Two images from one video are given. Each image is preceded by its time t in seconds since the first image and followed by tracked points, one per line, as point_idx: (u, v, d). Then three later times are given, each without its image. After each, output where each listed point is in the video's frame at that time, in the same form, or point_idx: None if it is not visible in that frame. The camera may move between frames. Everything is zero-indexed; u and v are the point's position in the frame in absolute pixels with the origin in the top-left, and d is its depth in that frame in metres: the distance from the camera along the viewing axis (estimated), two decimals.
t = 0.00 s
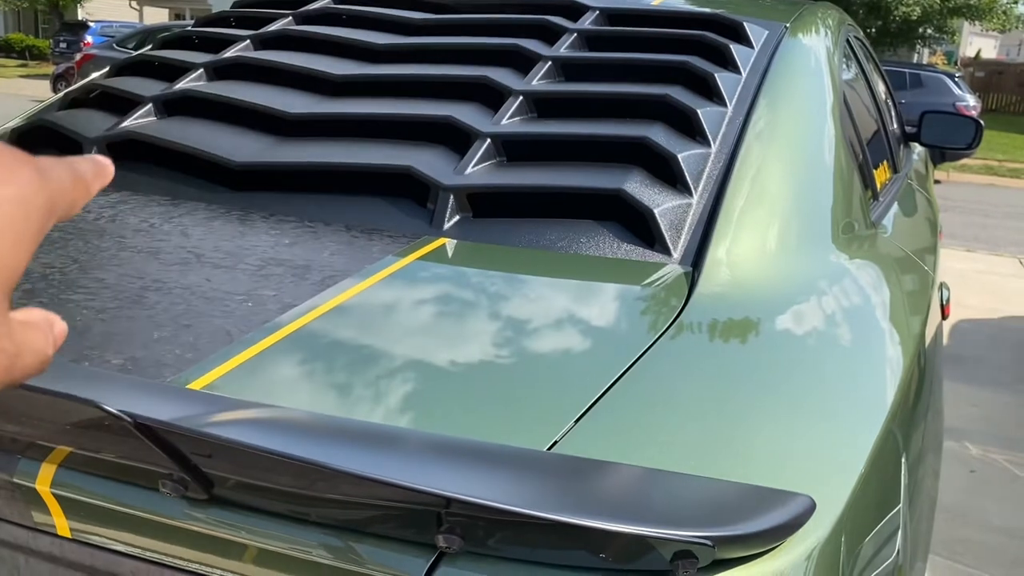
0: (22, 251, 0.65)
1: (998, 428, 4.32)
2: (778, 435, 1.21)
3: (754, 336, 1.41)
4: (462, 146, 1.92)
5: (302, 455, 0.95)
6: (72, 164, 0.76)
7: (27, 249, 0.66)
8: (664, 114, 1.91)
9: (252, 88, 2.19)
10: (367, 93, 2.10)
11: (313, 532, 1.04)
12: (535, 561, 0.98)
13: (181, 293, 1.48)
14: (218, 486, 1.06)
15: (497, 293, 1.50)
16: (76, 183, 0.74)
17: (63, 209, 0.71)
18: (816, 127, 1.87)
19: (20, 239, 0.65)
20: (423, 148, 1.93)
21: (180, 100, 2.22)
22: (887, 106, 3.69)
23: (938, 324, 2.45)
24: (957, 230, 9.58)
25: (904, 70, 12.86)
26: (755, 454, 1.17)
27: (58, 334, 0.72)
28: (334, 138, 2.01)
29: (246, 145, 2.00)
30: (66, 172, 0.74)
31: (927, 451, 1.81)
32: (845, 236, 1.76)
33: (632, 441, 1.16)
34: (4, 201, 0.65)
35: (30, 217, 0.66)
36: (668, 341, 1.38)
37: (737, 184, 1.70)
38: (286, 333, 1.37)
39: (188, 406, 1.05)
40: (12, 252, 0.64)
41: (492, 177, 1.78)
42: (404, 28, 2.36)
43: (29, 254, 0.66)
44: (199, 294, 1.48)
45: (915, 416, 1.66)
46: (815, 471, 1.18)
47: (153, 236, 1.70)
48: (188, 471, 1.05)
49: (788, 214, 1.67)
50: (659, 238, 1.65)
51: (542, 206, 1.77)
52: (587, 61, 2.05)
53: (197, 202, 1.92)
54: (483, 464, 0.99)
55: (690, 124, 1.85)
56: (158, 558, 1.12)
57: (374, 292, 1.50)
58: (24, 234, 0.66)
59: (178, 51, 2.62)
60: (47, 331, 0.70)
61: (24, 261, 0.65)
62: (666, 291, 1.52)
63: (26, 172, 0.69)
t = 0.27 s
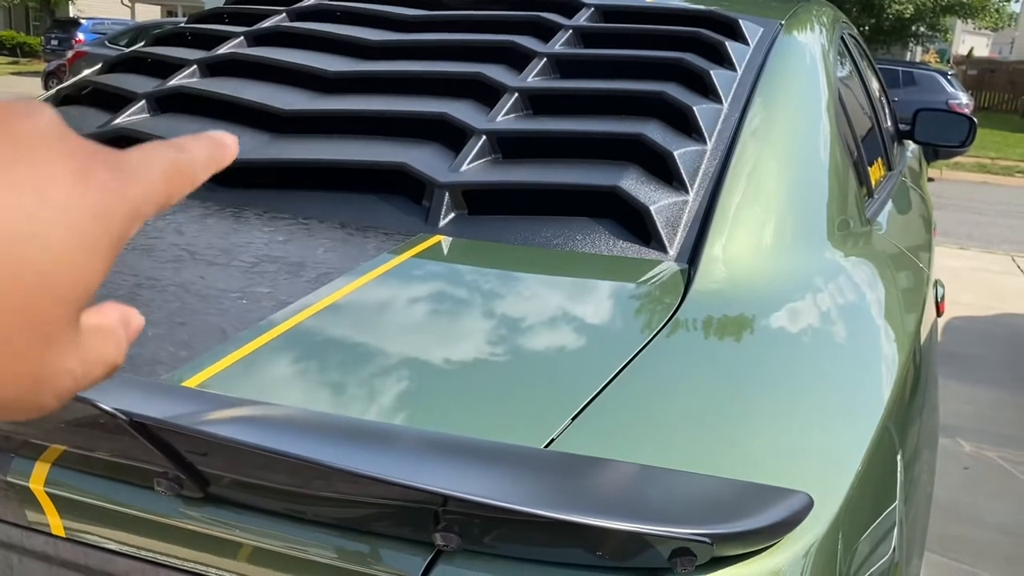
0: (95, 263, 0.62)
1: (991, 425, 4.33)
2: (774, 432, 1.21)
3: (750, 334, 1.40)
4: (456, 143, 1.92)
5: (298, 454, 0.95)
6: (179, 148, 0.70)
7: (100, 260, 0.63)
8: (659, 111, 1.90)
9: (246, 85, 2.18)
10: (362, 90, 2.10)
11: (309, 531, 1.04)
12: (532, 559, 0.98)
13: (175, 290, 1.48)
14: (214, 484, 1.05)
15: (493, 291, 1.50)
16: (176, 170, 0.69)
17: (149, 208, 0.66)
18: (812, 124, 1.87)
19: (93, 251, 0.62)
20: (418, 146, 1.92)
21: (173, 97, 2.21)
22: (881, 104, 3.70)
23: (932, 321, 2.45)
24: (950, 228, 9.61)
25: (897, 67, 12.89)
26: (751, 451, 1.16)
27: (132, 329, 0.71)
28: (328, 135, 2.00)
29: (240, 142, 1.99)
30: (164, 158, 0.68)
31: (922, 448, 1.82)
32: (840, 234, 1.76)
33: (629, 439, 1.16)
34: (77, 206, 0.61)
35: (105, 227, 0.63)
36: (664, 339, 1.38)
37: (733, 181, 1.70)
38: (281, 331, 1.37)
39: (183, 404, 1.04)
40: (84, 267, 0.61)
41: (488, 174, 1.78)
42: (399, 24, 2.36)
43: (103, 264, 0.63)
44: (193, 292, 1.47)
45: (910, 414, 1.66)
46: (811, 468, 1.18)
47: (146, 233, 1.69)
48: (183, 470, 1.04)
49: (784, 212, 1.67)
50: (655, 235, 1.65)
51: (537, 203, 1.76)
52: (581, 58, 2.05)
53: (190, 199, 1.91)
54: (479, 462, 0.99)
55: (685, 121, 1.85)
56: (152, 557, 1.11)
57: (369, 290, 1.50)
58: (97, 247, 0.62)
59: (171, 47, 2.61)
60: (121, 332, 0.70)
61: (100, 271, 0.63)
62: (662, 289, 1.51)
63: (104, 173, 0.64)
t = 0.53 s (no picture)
0: (118, 292, 0.60)
1: (982, 421, 4.34)
2: (765, 429, 1.21)
3: (742, 332, 1.40)
4: (448, 141, 1.92)
5: (288, 452, 0.94)
6: (203, 172, 0.67)
7: (125, 288, 0.60)
8: (651, 108, 1.90)
9: (237, 82, 2.18)
10: (354, 88, 2.09)
11: (299, 529, 1.03)
12: (523, 557, 0.98)
13: (165, 288, 1.47)
14: (203, 482, 1.05)
15: (485, 288, 1.50)
16: (206, 195, 0.65)
17: (178, 233, 0.64)
18: (804, 122, 1.87)
19: (119, 277, 0.60)
20: (410, 143, 1.92)
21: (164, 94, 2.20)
22: (873, 101, 3.70)
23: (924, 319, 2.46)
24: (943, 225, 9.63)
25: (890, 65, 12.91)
26: (743, 448, 1.17)
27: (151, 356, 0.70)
28: (320, 132, 1.99)
29: (231, 139, 1.98)
30: (189, 183, 0.65)
31: (913, 445, 1.82)
32: (832, 231, 1.76)
33: (620, 437, 1.15)
34: (106, 231, 0.59)
35: (131, 255, 0.60)
36: (656, 336, 1.38)
37: (725, 179, 1.70)
38: (272, 329, 1.36)
39: (173, 402, 1.04)
40: (109, 294, 0.59)
41: (480, 171, 1.77)
42: (391, 21, 2.35)
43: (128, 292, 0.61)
44: (184, 290, 1.47)
45: (902, 411, 1.66)
46: (802, 465, 1.18)
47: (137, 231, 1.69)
48: (172, 468, 1.04)
49: (775, 209, 1.67)
50: (646, 232, 1.65)
51: (529, 201, 1.76)
52: (574, 55, 2.05)
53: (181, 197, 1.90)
54: (470, 460, 0.99)
55: (677, 119, 1.85)
56: (141, 556, 1.11)
57: (361, 287, 1.49)
58: (123, 274, 0.60)
59: (163, 44, 2.60)
60: (142, 359, 0.68)
61: (124, 301, 0.61)
62: (654, 287, 1.51)
63: (138, 198, 0.61)
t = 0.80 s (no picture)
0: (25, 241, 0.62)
1: (974, 419, 4.36)
2: (755, 425, 1.21)
3: (734, 329, 1.41)
4: (440, 138, 1.92)
5: (278, 449, 0.94)
6: (75, 155, 0.73)
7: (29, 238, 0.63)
8: (643, 106, 1.91)
9: (229, 79, 2.17)
10: (346, 85, 2.09)
11: (289, 526, 1.03)
12: (512, 553, 0.98)
13: (156, 286, 1.47)
14: (192, 479, 1.05)
15: (477, 286, 1.50)
16: (80, 175, 0.71)
17: (64, 205, 0.68)
18: (796, 120, 1.88)
19: (18, 230, 0.62)
20: (402, 140, 1.92)
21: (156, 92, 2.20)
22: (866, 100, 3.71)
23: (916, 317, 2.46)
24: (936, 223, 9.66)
25: (884, 64, 12.93)
26: (732, 444, 1.17)
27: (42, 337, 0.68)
28: (312, 130, 1.99)
29: (223, 137, 1.98)
30: (67, 163, 0.71)
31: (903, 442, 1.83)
32: (824, 229, 1.77)
33: (611, 434, 1.16)
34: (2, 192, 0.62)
35: (31, 211, 0.63)
36: (647, 333, 1.38)
37: (716, 177, 1.70)
38: (263, 326, 1.36)
39: (162, 399, 1.04)
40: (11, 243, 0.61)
41: (471, 169, 1.78)
42: (383, 19, 2.35)
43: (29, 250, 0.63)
44: (174, 287, 1.47)
45: (892, 408, 1.67)
46: (791, 461, 1.18)
47: (128, 228, 1.69)
48: (161, 465, 1.04)
49: (767, 206, 1.68)
50: (638, 230, 1.65)
51: (520, 198, 1.76)
52: (566, 53, 2.05)
53: (173, 194, 1.90)
54: (460, 456, 0.99)
55: (669, 116, 1.85)
56: (131, 553, 1.11)
57: (353, 285, 1.50)
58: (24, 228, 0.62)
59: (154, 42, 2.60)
60: (31, 331, 0.67)
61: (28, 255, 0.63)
62: (646, 284, 1.51)
63: (24, 169, 0.65)
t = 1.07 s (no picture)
0: (33, 269, 0.59)
1: (971, 417, 4.37)
2: (753, 422, 1.22)
3: (731, 326, 1.41)
4: (439, 136, 1.92)
5: (278, 443, 0.95)
6: (79, 173, 0.68)
7: (38, 266, 0.60)
8: (641, 104, 1.91)
9: (228, 76, 2.18)
10: (344, 82, 2.09)
11: (289, 520, 1.04)
12: (512, 547, 0.98)
13: (155, 282, 1.47)
14: (193, 474, 1.05)
15: (476, 284, 1.50)
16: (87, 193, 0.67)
17: (72, 226, 0.64)
18: (793, 118, 1.88)
19: (31, 256, 0.59)
20: (400, 138, 1.92)
21: (155, 89, 2.19)
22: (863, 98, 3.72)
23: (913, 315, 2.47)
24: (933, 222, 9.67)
25: (881, 62, 12.94)
26: (731, 440, 1.17)
27: (46, 355, 0.68)
28: (311, 127, 1.99)
29: (222, 134, 1.98)
30: (73, 183, 0.67)
31: (900, 439, 1.83)
32: (821, 226, 1.78)
33: (609, 430, 1.16)
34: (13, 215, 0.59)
35: (37, 235, 0.60)
36: (645, 330, 1.39)
37: (714, 175, 1.71)
38: (262, 323, 1.36)
39: (163, 394, 1.04)
40: (26, 272, 0.58)
41: (470, 166, 1.78)
42: (382, 16, 2.35)
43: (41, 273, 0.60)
44: (174, 284, 1.47)
45: (889, 405, 1.67)
46: (789, 458, 1.19)
47: (127, 225, 1.69)
48: (162, 459, 1.04)
49: (765, 204, 1.68)
50: (636, 227, 1.65)
51: (519, 195, 1.77)
52: (564, 51, 2.05)
53: (171, 191, 1.90)
54: (460, 451, 0.99)
55: (667, 114, 1.86)
56: (132, 547, 1.11)
57: (352, 282, 1.50)
58: (37, 254, 0.59)
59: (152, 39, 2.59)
60: (36, 350, 0.66)
61: (34, 281, 0.59)
62: (644, 282, 1.52)
63: (33, 190, 0.62)
